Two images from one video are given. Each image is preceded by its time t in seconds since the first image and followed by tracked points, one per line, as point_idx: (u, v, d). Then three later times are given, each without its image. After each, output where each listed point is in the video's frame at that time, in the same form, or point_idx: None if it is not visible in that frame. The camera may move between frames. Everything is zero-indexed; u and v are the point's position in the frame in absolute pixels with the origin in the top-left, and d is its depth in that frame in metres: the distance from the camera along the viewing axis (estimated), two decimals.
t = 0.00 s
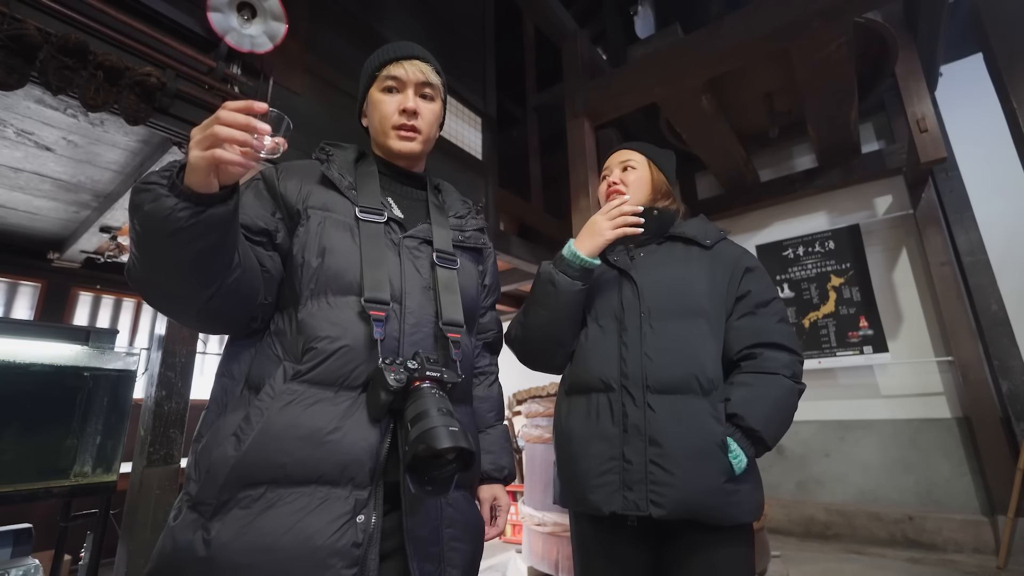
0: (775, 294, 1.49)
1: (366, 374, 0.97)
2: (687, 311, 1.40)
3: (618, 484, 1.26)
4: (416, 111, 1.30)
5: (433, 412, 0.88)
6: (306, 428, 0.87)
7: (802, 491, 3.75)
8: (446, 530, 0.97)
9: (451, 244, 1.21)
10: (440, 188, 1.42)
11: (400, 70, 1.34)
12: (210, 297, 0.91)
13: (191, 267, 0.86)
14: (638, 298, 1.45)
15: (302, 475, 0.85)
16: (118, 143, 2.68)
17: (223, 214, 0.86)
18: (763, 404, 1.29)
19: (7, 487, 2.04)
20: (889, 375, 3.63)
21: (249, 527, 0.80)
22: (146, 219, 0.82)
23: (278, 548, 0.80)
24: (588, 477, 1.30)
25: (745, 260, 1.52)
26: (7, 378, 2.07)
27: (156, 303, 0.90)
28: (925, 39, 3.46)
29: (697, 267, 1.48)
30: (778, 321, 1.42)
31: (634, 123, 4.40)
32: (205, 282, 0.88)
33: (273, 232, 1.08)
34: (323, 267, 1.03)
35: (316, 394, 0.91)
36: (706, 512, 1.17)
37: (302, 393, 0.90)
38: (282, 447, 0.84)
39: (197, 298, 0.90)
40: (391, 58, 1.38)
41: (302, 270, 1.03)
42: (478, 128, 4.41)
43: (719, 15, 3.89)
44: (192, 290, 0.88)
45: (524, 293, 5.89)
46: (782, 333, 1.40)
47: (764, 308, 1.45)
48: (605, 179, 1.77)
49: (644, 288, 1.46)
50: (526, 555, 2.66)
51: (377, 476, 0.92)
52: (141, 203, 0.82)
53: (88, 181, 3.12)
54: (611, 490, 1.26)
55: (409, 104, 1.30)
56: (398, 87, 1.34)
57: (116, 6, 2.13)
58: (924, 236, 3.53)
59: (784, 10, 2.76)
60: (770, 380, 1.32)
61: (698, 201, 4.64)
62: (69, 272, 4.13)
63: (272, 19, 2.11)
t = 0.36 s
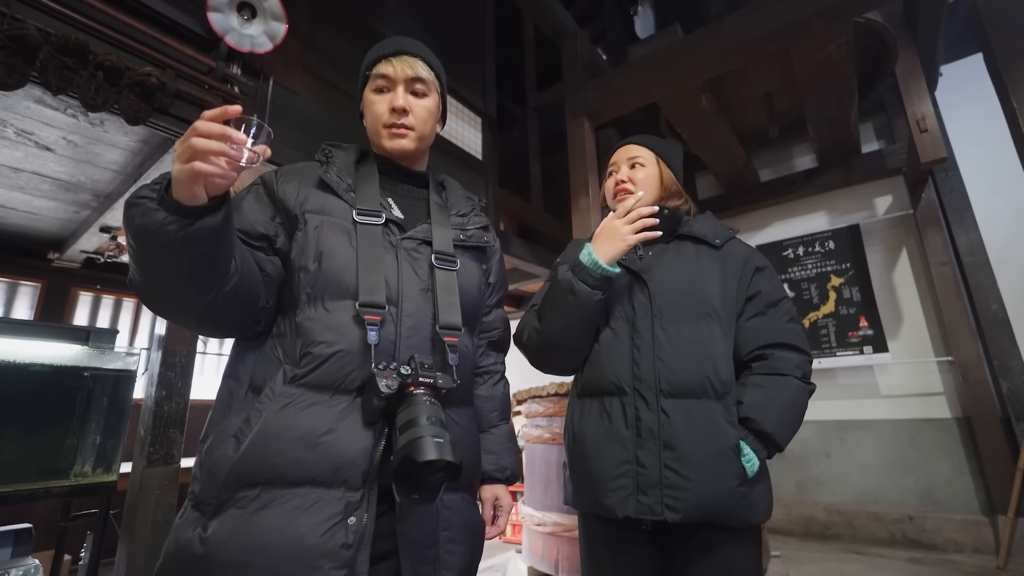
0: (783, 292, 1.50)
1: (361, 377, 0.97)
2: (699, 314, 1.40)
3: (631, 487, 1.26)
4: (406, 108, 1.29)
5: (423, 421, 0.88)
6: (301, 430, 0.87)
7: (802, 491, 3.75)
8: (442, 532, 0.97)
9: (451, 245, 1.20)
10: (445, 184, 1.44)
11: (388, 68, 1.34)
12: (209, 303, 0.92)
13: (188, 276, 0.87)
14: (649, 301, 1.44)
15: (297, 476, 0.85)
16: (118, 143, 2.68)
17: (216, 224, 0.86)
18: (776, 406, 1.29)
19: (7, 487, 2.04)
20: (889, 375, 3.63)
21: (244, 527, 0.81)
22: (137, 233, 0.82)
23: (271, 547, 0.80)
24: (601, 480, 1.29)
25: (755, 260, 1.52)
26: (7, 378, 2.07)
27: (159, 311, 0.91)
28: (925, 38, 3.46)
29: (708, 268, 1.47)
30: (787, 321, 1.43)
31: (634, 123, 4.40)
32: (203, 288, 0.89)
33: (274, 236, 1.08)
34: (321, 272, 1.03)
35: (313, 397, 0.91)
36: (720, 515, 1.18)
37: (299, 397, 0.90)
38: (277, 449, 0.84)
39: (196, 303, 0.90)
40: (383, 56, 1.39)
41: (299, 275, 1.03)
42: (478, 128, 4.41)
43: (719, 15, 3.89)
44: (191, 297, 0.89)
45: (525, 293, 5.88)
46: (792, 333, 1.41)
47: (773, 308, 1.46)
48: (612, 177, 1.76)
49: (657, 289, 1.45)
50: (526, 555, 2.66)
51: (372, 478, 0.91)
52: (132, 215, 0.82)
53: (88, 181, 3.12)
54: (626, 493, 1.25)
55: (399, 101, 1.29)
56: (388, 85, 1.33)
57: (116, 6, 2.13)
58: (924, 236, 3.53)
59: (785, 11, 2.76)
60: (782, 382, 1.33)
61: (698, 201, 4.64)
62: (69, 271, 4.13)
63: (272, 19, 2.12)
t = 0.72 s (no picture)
0: (783, 295, 1.47)
1: (354, 380, 0.96)
2: (695, 318, 1.39)
3: (621, 490, 1.27)
4: (397, 104, 1.28)
5: (406, 427, 0.87)
6: (291, 431, 0.87)
7: (802, 491, 3.75)
8: (435, 537, 0.97)
9: (450, 244, 1.19)
10: (451, 178, 1.46)
11: (378, 64, 1.33)
12: (211, 310, 0.93)
13: (182, 288, 0.88)
14: (647, 305, 1.44)
15: (286, 477, 0.85)
16: (118, 143, 2.68)
17: (208, 234, 0.85)
18: (768, 414, 1.28)
19: (8, 487, 2.04)
20: (889, 375, 3.63)
21: (236, 526, 0.82)
22: (133, 245, 0.82)
23: (256, 546, 0.80)
24: (594, 481, 1.31)
25: (755, 262, 1.49)
26: (8, 378, 2.07)
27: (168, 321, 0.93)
28: (925, 38, 3.46)
29: (705, 271, 1.45)
30: (785, 325, 1.41)
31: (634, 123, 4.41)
32: (204, 297, 0.90)
33: (276, 242, 1.09)
34: (316, 277, 1.04)
35: (306, 399, 0.92)
36: (707, 522, 1.18)
37: (293, 399, 0.91)
38: (268, 450, 0.85)
39: (199, 311, 0.92)
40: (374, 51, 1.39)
41: (297, 282, 1.04)
42: (478, 128, 4.41)
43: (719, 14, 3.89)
44: (194, 305, 0.90)
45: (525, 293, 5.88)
46: (789, 338, 1.39)
47: (771, 312, 1.43)
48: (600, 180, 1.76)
49: (652, 292, 1.45)
50: (526, 554, 2.66)
51: (361, 480, 0.89)
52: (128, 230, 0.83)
53: (88, 181, 3.12)
54: (615, 494, 1.27)
55: (389, 97, 1.29)
56: (380, 82, 1.33)
57: (115, 6, 2.13)
58: (924, 236, 3.53)
59: (784, 10, 2.76)
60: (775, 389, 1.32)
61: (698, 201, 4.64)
62: (70, 271, 4.13)
63: (272, 20, 2.12)
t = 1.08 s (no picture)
0: (780, 293, 1.47)
1: (355, 380, 0.96)
2: (691, 317, 1.39)
3: (616, 488, 1.27)
4: (401, 105, 1.28)
5: (409, 423, 0.87)
6: (292, 431, 0.87)
7: (802, 491, 3.75)
8: (437, 537, 0.97)
9: (451, 243, 1.19)
10: (452, 180, 1.46)
11: (380, 66, 1.33)
12: (214, 310, 0.93)
13: (185, 289, 0.87)
14: (644, 304, 1.45)
15: (288, 477, 0.85)
16: (118, 143, 2.68)
17: (212, 233, 0.85)
18: (763, 414, 1.27)
19: (7, 487, 2.04)
20: (889, 375, 3.62)
21: (237, 525, 0.82)
22: (134, 244, 0.82)
23: (259, 546, 0.80)
24: (589, 478, 1.31)
25: (752, 261, 1.48)
26: (8, 378, 2.07)
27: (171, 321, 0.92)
28: (925, 38, 3.46)
29: (702, 271, 1.46)
30: (781, 324, 1.40)
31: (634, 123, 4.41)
32: (206, 297, 0.90)
33: (278, 242, 1.09)
34: (317, 277, 1.04)
35: (308, 398, 0.92)
36: (701, 521, 1.18)
37: (294, 398, 0.91)
38: (270, 449, 0.85)
39: (202, 311, 0.92)
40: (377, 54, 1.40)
41: (299, 280, 1.04)
42: (478, 128, 4.41)
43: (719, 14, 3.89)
44: (195, 306, 0.90)
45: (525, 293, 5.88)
46: (786, 338, 1.38)
47: (768, 311, 1.43)
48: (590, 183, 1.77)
49: (650, 291, 1.46)
50: (525, 554, 2.66)
51: (363, 478, 0.88)
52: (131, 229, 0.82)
53: (88, 181, 3.12)
54: (610, 492, 1.27)
55: (392, 99, 1.29)
56: (382, 84, 1.33)
57: (116, 6, 2.13)
58: (924, 236, 3.54)
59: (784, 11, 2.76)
60: (770, 389, 1.31)
61: (698, 202, 4.64)
62: (70, 271, 4.13)
63: (272, 20, 2.12)
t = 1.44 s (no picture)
0: (777, 294, 1.47)
1: (360, 380, 0.96)
2: (689, 318, 1.39)
3: (615, 491, 1.27)
4: (407, 107, 1.29)
5: (420, 423, 0.88)
6: (300, 432, 0.87)
7: (802, 491, 3.75)
8: (442, 536, 0.97)
9: (455, 245, 1.20)
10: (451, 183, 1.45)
11: (389, 68, 1.34)
12: (216, 305, 0.93)
13: (192, 283, 0.87)
14: (641, 305, 1.44)
15: (295, 477, 0.85)
16: (118, 143, 2.68)
17: (225, 227, 0.86)
18: (761, 414, 1.27)
19: (7, 487, 2.04)
20: (889, 375, 3.62)
21: (242, 528, 0.81)
22: (150, 234, 0.82)
23: (267, 548, 0.80)
24: (587, 482, 1.31)
25: (748, 261, 1.49)
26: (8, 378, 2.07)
27: (171, 313, 0.92)
28: (925, 38, 3.46)
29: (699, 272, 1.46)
30: (778, 325, 1.41)
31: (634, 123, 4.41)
32: (211, 292, 0.90)
33: (279, 237, 1.08)
34: (321, 275, 1.03)
35: (312, 398, 0.91)
36: (700, 523, 1.18)
37: (298, 397, 0.90)
38: (276, 449, 0.84)
39: (206, 306, 0.92)
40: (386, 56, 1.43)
41: (302, 277, 1.03)
42: (478, 128, 4.41)
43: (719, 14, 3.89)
44: (198, 299, 0.90)
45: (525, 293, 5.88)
46: (783, 339, 1.39)
47: (765, 312, 1.43)
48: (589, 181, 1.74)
49: (647, 293, 1.46)
50: (525, 554, 2.66)
51: (369, 479, 0.90)
52: (144, 220, 0.83)
53: (88, 181, 3.12)
54: (609, 495, 1.27)
55: (399, 101, 1.29)
56: (389, 85, 1.34)
57: (116, 6, 2.13)
58: (924, 236, 3.54)
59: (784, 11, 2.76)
60: (768, 390, 1.31)
61: (698, 201, 4.64)
62: (70, 272, 4.13)
63: (272, 20, 2.12)
